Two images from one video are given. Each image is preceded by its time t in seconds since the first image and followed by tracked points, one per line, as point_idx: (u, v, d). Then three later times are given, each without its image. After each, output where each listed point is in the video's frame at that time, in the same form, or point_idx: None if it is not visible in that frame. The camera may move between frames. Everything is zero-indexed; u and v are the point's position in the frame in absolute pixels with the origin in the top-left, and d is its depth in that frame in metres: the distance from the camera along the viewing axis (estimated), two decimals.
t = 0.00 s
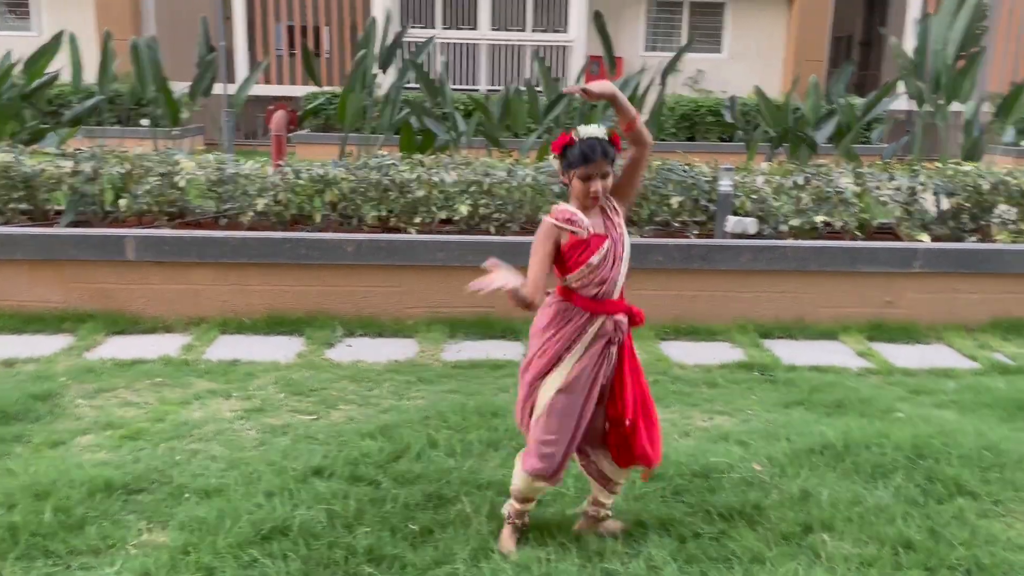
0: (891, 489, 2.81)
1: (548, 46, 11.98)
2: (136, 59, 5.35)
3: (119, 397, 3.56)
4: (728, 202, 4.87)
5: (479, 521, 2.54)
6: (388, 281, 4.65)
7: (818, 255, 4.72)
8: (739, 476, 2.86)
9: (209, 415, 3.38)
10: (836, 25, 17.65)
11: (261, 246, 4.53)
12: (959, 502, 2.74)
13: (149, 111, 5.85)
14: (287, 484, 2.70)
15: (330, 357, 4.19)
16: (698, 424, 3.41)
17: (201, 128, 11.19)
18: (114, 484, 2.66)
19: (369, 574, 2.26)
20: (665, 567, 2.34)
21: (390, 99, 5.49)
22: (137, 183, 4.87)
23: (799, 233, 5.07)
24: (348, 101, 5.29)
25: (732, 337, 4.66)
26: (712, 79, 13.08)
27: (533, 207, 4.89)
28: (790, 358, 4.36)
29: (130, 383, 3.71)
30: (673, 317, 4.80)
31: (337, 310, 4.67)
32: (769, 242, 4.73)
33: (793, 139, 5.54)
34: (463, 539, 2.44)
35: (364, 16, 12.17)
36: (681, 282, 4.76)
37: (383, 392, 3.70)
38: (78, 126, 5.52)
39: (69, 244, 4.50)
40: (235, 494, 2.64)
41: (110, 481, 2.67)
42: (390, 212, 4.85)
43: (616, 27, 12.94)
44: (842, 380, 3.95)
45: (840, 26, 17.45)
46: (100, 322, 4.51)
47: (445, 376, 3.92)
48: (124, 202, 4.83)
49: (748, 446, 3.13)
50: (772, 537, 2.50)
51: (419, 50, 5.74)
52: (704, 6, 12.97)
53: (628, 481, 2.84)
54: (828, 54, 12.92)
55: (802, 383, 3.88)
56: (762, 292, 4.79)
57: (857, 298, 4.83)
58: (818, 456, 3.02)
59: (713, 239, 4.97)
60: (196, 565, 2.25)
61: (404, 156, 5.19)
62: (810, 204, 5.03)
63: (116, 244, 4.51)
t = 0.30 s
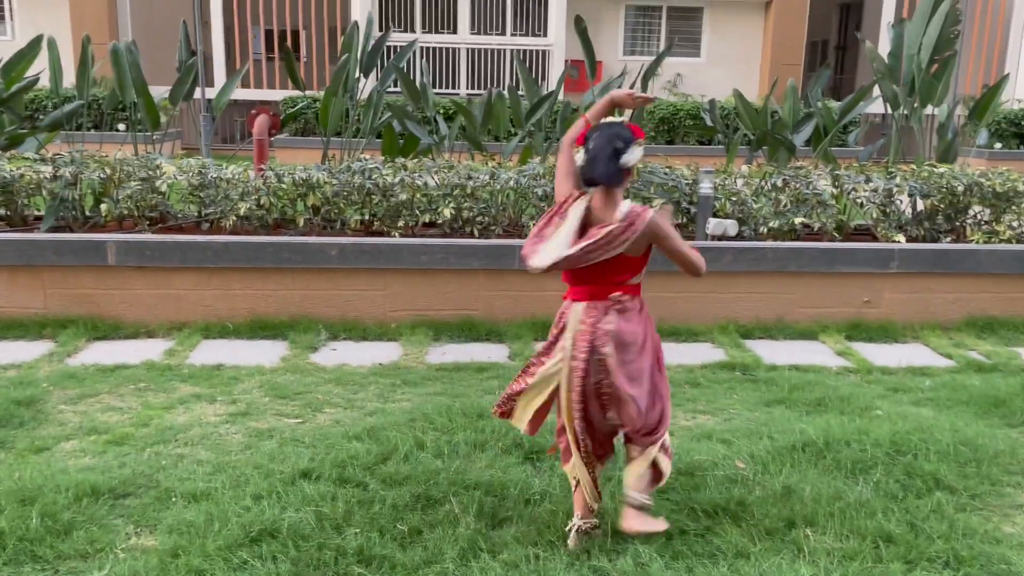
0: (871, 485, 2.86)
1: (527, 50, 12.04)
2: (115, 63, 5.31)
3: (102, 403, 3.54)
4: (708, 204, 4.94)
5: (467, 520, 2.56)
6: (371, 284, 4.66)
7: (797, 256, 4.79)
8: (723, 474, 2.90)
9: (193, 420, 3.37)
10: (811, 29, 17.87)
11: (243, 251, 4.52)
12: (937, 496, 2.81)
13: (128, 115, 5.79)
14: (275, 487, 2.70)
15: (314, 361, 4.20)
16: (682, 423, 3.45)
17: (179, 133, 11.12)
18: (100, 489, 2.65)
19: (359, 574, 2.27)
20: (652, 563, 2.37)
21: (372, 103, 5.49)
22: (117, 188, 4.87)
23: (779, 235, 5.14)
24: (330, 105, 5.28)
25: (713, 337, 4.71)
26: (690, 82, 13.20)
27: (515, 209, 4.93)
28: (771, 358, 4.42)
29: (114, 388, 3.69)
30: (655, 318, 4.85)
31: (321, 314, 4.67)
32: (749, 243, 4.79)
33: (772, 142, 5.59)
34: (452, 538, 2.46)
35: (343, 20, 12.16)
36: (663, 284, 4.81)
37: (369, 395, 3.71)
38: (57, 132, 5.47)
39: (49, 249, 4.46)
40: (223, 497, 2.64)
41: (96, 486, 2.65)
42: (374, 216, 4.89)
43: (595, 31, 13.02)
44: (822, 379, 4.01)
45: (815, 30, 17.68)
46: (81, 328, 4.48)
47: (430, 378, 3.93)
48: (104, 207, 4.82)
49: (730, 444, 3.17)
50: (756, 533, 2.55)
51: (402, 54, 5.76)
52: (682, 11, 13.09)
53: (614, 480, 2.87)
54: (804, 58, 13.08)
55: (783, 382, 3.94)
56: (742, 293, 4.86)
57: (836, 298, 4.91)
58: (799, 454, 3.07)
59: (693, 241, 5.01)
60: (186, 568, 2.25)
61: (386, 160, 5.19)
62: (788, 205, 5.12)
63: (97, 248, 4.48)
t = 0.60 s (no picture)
0: (853, 483, 2.92)
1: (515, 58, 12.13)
2: (105, 71, 5.33)
3: (93, 409, 3.56)
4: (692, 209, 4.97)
5: (456, 520, 2.60)
6: (360, 290, 4.70)
7: (781, 260, 4.86)
8: (707, 473, 2.96)
9: (184, 425, 3.39)
10: (796, 36, 18.06)
11: (233, 258, 4.55)
12: (917, 493, 2.87)
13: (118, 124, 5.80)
14: (265, 490, 2.73)
15: (304, 366, 4.23)
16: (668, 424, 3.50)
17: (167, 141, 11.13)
18: (92, 493, 2.67)
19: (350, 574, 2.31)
20: (637, 560, 2.42)
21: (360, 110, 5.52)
22: (107, 196, 4.89)
23: (763, 239, 5.21)
24: (319, 112, 5.33)
25: (699, 341, 4.78)
26: (676, 89, 13.31)
27: (503, 215, 4.97)
28: (756, 361, 4.49)
29: (104, 395, 3.71)
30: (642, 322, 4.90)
31: (310, 320, 4.70)
32: (734, 247, 4.86)
33: (756, 148, 5.66)
34: (441, 538, 2.49)
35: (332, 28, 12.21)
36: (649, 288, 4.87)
37: (359, 400, 3.74)
38: (46, 140, 5.49)
39: (39, 257, 4.48)
40: (215, 500, 2.67)
41: (88, 490, 2.68)
42: (363, 222, 4.91)
43: (582, 39, 13.13)
44: (806, 380, 4.08)
45: (800, 37, 17.87)
46: (71, 335, 4.49)
47: (419, 383, 3.97)
48: (94, 214, 4.84)
49: (715, 444, 3.23)
50: (739, 530, 2.60)
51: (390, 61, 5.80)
52: (669, 18, 13.22)
53: (601, 479, 2.92)
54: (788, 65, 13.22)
55: (767, 384, 4.00)
56: (727, 297, 4.92)
57: (819, 301, 4.99)
58: (783, 453, 3.13)
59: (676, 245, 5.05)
60: (178, 569, 2.28)
61: (375, 166, 5.23)
62: (772, 210, 5.21)
63: (87, 255, 4.50)
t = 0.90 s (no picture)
0: (826, 479, 2.98)
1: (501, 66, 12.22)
2: (90, 79, 5.36)
3: (78, 413, 3.59)
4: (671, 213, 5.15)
5: (436, 518, 2.64)
6: (344, 294, 4.74)
7: (761, 264, 4.94)
8: (685, 472, 3.02)
9: (168, 428, 3.43)
10: (782, 44, 18.25)
11: (218, 264, 4.59)
12: (889, 489, 2.93)
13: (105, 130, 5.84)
14: (248, 490, 2.77)
15: (289, 370, 4.27)
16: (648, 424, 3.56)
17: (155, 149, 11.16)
18: (77, 495, 2.70)
19: (331, 571, 2.35)
20: (613, 555, 2.47)
21: (345, 117, 5.58)
22: (93, 203, 4.91)
23: (744, 243, 5.29)
24: (303, 119, 5.38)
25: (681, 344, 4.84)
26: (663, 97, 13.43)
27: (487, 220, 5.04)
28: (736, 363, 4.55)
29: (90, 399, 3.74)
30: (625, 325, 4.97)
31: (296, 325, 4.74)
32: (715, 252, 4.94)
33: (736, 154, 5.75)
34: (421, 535, 2.54)
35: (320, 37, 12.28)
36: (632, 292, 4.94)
37: (343, 403, 3.78)
38: (32, 147, 5.53)
39: (25, 263, 4.50)
40: (198, 500, 2.70)
41: (72, 491, 2.71)
42: (348, 227, 4.97)
43: (569, 47, 13.23)
44: (785, 382, 4.15)
45: (786, 46, 18.06)
46: (57, 341, 4.52)
47: (403, 386, 4.01)
48: (80, 221, 4.86)
49: (694, 444, 3.29)
50: (714, 526, 2.65)
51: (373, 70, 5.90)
52: (656, 27, 13.35)
53: (581, 477, 2.97)
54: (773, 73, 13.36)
55: (747, 385, 4.06)
56: (709, 300, 4.99)
57: (799, 304, 5.06)
58: (759, 452, 3.19)
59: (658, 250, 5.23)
60: (161, 567, 2.31)
61: (360, 173, 5.28)
62: (752, 215, 5.28)
63: (73, 261, 4.52)
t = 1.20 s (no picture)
0: (797, 472, 3.05)
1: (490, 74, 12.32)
2: (78, 85, 5.41)
3: (64, 413, 3.64)
4: (654, 217, 5.26)
5: (414, 511, 2.70)
6: (330, 297, 4.80)
7: (741, 266, 5.02)
8: (660, 466, 3.09)
9: (153, 427, 3.48)
10: (769, 52, 18.42)
11: (204, 267, 4.64)
12: (858, 481, 3.00)
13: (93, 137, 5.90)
14: (230, 485, 2.82)
15: (274, 372, 4.32)
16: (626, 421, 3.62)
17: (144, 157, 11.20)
18: (61, 491, 2.75)
19: (309, 562, 2.41)
20: (586, 544, 2.53)
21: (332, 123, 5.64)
22: (80, 208, 4.96)
23: (724, 246, 5.37)
24: (289, 125, 5.43)
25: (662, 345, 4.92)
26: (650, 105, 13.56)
27: (472, 224, 5.09)
28: (716, 363, 4.63)
29: (76, 400, 3.78)
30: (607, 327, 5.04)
31: (282, 327, 4.80)
32: (695, 254, 5.01)
33: (717, 158, 5.84)
34: (399, 527, 2.60)
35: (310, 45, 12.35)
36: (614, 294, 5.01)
37: (327, 403, 3.84)
38: (20, 153, 5.58)
39: (13, 267, 4.55)
40: (180, 495, 2.75)
41: (57, 487, 2.76)
42: (333, 231, 5.03)
43: (558, 55, 13.35)
44: (762, 380, 4.23)
45: (774, 53, 18.23)
46: (44, 344, 4.56)
47: (387, 386, 4.07)
48: (67, 226, 4.92)
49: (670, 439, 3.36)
50: (686, 516, 2.72)
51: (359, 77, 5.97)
52: (645, 35, 13.49)
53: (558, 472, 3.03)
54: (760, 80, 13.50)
55: (725, 383, 4.14)
56: (690, 302, 5.07)
57: (778, 306, 5.15)
58: (733, 447, 3.26)
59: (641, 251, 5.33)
60: (142, 559, 2.36)
61: (346, 177, 5.35)
62: (732, 218, 5.36)
63: (60, 266, 4.57)
